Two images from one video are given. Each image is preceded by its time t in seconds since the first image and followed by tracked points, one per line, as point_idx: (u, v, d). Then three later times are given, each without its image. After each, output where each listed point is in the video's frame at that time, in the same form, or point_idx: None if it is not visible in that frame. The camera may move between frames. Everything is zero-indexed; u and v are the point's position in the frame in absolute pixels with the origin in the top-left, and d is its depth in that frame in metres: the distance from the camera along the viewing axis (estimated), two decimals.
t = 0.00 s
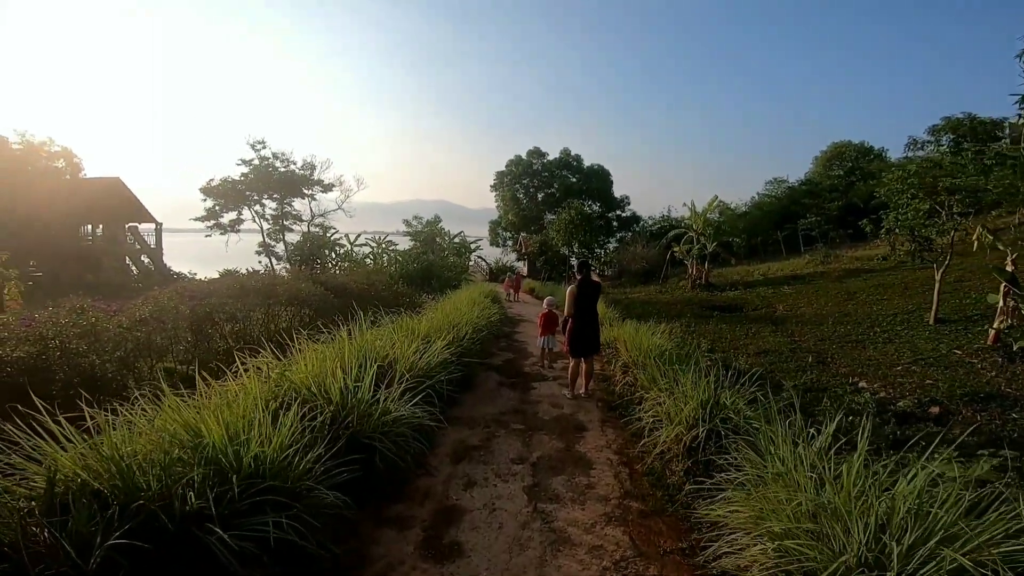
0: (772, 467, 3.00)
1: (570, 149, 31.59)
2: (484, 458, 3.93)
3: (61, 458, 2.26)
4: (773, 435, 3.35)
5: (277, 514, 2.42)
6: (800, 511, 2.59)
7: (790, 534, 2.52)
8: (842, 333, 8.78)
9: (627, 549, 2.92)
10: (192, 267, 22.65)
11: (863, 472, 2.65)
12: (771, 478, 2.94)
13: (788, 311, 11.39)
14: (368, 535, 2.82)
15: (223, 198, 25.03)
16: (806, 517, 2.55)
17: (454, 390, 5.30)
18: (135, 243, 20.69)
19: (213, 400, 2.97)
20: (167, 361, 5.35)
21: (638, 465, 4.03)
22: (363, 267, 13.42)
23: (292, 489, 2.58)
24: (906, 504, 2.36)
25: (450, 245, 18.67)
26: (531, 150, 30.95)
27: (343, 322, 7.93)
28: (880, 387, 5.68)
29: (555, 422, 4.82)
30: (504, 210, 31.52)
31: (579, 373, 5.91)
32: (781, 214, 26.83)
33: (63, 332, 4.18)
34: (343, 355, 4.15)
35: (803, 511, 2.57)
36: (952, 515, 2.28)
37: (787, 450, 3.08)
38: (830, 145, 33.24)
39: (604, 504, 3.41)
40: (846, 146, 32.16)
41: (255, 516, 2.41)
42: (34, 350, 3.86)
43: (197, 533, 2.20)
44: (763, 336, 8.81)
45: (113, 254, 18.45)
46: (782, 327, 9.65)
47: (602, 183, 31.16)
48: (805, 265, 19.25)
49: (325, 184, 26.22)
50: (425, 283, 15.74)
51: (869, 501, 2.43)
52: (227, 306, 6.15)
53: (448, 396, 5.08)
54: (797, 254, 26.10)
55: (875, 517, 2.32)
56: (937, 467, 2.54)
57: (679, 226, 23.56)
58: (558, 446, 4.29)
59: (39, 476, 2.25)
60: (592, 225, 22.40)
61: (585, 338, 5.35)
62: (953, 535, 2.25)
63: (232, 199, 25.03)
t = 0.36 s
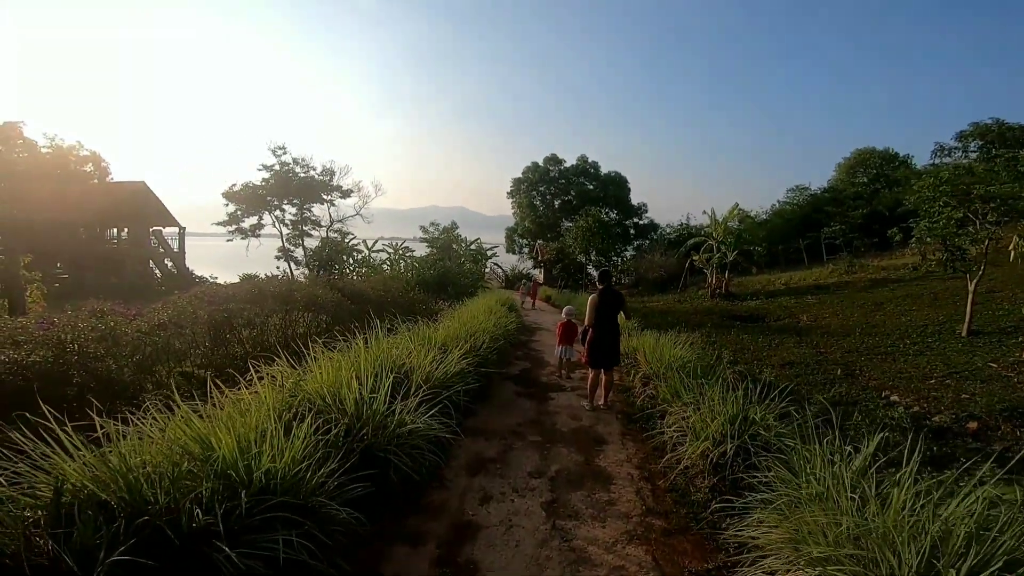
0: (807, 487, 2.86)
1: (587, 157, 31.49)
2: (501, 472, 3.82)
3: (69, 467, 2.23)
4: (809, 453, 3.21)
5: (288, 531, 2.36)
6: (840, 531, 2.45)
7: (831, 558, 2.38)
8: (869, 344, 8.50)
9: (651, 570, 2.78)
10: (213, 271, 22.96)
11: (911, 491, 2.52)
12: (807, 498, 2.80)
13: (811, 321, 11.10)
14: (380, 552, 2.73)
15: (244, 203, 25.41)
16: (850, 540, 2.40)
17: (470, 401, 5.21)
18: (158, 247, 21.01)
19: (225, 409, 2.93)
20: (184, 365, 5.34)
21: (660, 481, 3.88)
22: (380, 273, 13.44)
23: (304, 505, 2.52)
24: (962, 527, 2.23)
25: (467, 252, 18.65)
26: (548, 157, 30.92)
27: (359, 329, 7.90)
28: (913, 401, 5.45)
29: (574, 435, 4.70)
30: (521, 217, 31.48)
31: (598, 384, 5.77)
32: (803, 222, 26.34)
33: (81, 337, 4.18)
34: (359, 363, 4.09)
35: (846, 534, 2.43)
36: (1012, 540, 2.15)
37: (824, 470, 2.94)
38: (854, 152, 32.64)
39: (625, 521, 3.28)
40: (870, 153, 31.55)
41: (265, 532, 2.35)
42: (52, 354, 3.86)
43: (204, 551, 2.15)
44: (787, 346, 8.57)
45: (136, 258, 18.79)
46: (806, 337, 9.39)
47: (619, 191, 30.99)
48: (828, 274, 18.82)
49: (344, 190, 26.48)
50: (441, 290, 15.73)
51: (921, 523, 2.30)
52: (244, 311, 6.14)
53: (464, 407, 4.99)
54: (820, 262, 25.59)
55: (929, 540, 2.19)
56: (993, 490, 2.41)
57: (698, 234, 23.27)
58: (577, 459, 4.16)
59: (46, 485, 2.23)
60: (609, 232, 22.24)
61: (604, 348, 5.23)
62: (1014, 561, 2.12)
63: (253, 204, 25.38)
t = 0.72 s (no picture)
0: (834, 503, 2.73)
1: (590, 163, 31.43)
2: (507, 486, 3.68)
3: (51, 482, 2.12)
4: (833, 469, 3.08)
5: (282, 555, 2.23)
6: (875, 551, 2.33)
7: None
8: (880, 351, 8.34)
9: None
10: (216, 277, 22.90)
11: (950, 508, 2.40)
12: (835, 515, 2.68)
13: (819, 329, 10.93)
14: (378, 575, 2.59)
15: (247, 209, 25.39)
16: (885, 559, 2.29)
17: (474, 411, 5.08)
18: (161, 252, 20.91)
19: (218, 422, 2.81)
20: (182, 373, 5.22)
21: (673, 495, 3.73)
22: (383, 280, 13.34)
23: (300, 526, 2.39)
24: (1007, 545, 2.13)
25: (469, 258, 18.55)
26: (551, 163, 30.88)
27: (362, 336, 7.79)
28: (930, 410, 5.29)
29: (581, 446, 4.56)
30: (524, 223, 31.42)
31: (605, 394, 5.63)
32: (808, 228, 26.20)
33: (73, 344, 4.07)
34: (360, 373, 3.97)
35: (881, 553, 2.31)
36: None
37: (852, 485, 2.82)
38: (857, 158, 32.51)
39: (638, 538, 3.13)
40: (874, 158, 31.43)
41: (257, 555, 2.22)
42: (43, 361, 3.75)
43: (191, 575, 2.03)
44: (796, 354, 8.42)
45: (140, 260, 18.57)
46: (815, 345, 9.23)
47: (622, 197, 30.92)
48: (834, 280, 18.65)
49: (347, 196, 26.45)
50: (444, 296, 15.62)
51: (964, 540, 2.19)
52: (244, 318, 6.03)
53: (468, 418, 4.85)
54: (825, 268, 25.40)
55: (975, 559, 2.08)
56: None
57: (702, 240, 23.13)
58: (586, 472, 4.02)
59: (26, 501, 2.12)
60: (612, 239, 22.13)
61: (612, 358, 5.11)
62: None
63: (256, 210, 25.36)
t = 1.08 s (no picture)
0: (862, 520, 2.65)
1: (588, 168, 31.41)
2: (511, 500, 3.52)
3: (21, 500, 1.99)
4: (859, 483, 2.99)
5: None
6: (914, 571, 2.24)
7: None
8: (886, 357, 8.22)
9: None
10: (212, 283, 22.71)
11: (991, 527, 2.32)
12: (863, 533, 2.58)
13: (822, 334, 10.81)
14: None
15: (244, 214, 25.24)
16: None
17: (475, 421, 4.93)
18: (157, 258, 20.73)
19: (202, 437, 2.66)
20: (174, 380, 5.07)
21: (684, 509, 3.59)
22: (380, 286, 13.19)
23: (290, 550, 2.24)
24: None
25: (468, 264, 18.41)
26: (549, 168, 30.85)
27: (359, 343, 7.63)
28: (943, 417, 5.15)
29: (586, 457, 4.41)
30: (522, 229, 31.33)
31: (609, 403, 5.49)
32: (806, 233, 26.17)
33: (56, 351, 3.93)
34: (357, 384, 3.81)
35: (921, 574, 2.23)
36: None
37: (881, 500, 2.73)
38: (854, 163, 32.57)
39: (650, 555, 2.98)
40: (870, 163, 31.48)
41: None
42: (23, 370, 3.62)
43: None
44: (800, 360, 8.29)
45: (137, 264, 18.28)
46: (819, 351, 9.11)
47: (620, 203, 30.88)
48: (834, 285, 18.57)
49: (344, 202, 26.33)
50: (442, 303, 15.47)
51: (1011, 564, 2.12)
52: (237, 324, 5.88)
53: (469, 429, 4.70)
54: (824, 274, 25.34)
55: None
56: None
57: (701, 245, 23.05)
58: (593, 485, 3.88)
59: None
60: (611, 245, 22.04)
61: (616, 366, 4.97)
62: None
63: (253, 215, 25.21)
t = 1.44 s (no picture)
0: (896, 532, 2.55)
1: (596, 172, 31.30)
2: (523, 510, 3.42)
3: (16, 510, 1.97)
4: (890, 494, 2.89)
5: None
6: None
7: None
8: (905, 360, 8.02)
9: None
10: (222, 288, 22.84)
11: None
12: (897, 546, 2.49)
13: (838, 338, 10.59)
14: None
15: (255, 219, 25.40)
16: None
17: (485, 429, 4.84)
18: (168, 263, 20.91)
19: (202, 448, 2.60)
20: (181, 385, 5.03)
21: (703, 520, 3.47)
22: (389, 290, 13.16)
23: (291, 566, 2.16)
24: None
25: (476, 268, 18.34)
26: (557, 172, 30.78)
27: (368, 348, 7.57)
28: (969, 423, 4.97)
29: (600, 465, 4.30)
30: (530, 233, 31.26)
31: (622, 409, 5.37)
32: (818, 235, 25.85)
33: (61, 357, 3.88)
34: (363, 391, 3.74)
35: None
36: None
37: (916, 510, 2.63)
38: (866, 164, 32.14)
39: (669, 568, 2.86)
40: (882, 164, 31.04)
41: None
42: (24, 377, 3.57)
43: None
44: (817, 364, 8.10)
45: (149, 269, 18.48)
46: (836, 354, 8.91)
47: (629, 207, 30.72)
48: (848, 288, 18.30)
49: (353, 207, 26.41)
50: (451, 307, 15.41)
51: None
52: (244, 330, 5.84)
53: (479, 437, 4.61)
54: (837, 276, 24.97)
55: None
56: None
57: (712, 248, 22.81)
58: (607, 495, 3.76)
59: None
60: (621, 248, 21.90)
61: (629, 371, 4.85)
62: None
63: (264, 220, 25.36)
